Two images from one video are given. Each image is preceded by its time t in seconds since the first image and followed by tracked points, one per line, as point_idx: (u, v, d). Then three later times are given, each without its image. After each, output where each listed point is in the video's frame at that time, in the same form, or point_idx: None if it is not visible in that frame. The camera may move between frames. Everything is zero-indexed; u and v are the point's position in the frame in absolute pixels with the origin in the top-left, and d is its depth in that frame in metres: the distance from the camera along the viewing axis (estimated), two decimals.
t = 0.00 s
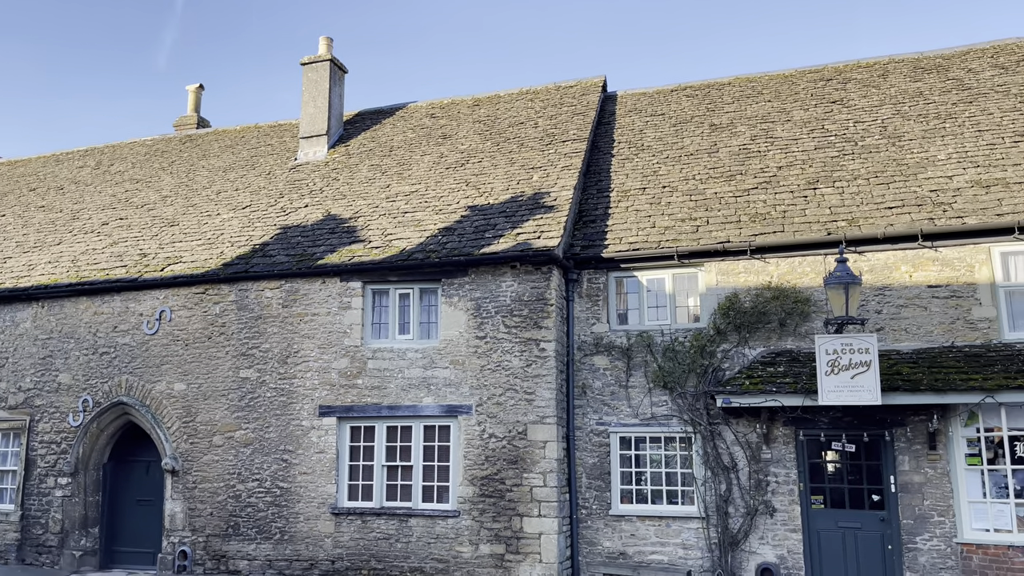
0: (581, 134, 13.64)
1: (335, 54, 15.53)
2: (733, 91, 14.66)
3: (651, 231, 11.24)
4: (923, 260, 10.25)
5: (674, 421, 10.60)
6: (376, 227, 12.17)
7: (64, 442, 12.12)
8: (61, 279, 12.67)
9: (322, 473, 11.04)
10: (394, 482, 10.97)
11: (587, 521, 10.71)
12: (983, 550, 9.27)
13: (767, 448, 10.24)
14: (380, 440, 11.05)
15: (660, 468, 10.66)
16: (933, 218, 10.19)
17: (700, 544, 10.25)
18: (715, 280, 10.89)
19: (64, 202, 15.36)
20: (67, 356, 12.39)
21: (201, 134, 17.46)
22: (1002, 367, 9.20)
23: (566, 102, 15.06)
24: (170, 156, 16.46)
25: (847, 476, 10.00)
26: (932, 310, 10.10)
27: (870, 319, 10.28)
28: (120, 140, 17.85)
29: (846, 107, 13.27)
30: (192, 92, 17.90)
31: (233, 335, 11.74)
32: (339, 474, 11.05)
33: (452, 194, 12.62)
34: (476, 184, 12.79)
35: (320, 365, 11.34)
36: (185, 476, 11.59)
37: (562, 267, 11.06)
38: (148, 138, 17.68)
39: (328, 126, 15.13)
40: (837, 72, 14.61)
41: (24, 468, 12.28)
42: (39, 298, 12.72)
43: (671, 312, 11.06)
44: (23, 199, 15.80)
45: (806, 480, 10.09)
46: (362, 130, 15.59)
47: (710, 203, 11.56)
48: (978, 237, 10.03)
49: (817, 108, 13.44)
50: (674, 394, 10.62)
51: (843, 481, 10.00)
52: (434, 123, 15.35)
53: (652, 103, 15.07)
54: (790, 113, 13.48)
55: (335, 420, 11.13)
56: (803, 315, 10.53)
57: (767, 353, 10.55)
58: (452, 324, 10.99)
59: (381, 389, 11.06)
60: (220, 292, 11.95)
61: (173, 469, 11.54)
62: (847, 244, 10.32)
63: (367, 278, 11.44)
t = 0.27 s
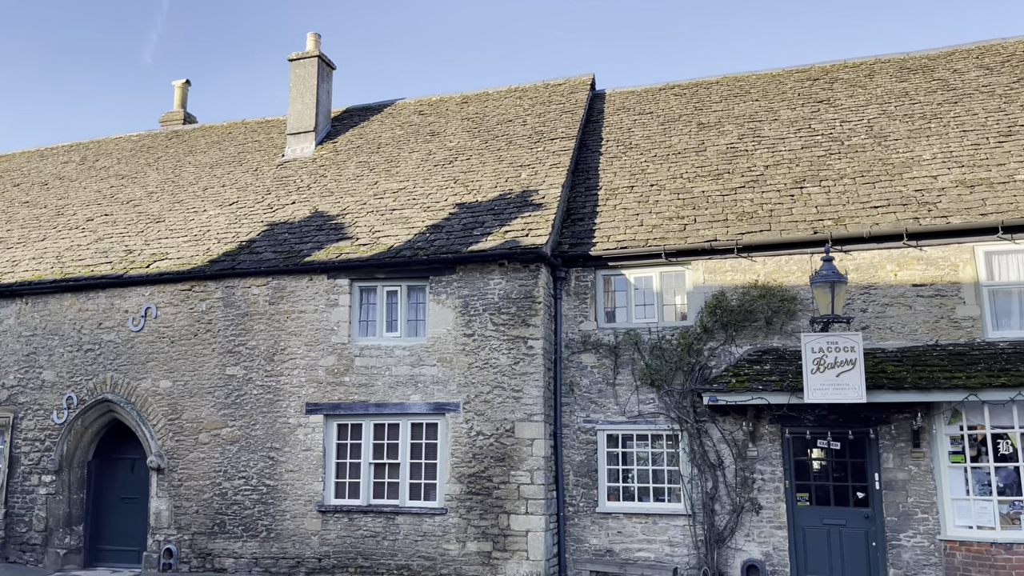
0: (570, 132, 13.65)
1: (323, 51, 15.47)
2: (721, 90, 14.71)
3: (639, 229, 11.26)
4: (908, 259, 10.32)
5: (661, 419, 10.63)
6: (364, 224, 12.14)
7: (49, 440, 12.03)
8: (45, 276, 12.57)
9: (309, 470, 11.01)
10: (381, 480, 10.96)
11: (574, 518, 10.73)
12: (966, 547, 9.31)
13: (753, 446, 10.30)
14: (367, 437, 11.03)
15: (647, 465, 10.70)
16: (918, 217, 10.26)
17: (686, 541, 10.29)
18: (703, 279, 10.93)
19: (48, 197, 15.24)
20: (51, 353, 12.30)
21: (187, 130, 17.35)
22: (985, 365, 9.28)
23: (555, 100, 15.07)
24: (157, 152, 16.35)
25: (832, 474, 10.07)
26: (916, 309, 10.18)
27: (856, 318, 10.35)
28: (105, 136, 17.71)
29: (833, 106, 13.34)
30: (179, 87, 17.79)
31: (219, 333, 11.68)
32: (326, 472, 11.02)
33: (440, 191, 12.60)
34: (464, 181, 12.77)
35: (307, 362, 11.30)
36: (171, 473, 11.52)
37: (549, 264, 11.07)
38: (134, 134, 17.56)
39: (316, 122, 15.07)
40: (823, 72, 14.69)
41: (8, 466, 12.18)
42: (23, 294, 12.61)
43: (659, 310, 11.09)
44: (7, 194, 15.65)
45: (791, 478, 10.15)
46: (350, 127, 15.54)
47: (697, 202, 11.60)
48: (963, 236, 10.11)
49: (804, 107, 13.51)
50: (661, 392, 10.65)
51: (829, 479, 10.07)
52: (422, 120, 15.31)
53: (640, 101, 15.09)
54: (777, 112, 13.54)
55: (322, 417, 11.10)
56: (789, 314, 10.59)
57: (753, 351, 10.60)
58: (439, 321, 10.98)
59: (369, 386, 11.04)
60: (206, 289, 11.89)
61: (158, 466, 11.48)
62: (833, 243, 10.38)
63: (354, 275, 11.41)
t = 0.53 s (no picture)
0: (558, 130, 13.65)
1: (311, 47, 15.40)
2: (709, 89, 14.75)
3: (627, 228, 11.29)
4: (893, 258, 10.39)
5: (648, 417, 10.67)
6: (351, 221, 12.10)
7: (33, 437, 11.94)
8: (29, 272, 12.46)
9: (295, 468, 10.98)
10: (369, 478, 10.93)
11: (562, 516, 10.75)
12: (950, 545, 9.38)
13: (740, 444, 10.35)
14: (355, 435, 11.00)
15: (634, 463, 10.73)
16: (904, 217, 10.34)
17: (672, 539, 10.33)
18: (690, 277, 10.96)
19: (33, 193, 15.11)
20: (35, 350, 12.20)
21: (174, 126, 17.24)
22: (969, 364, 9.37)
23: (543, 98, 15.07)
24: (143, 148, 16.24)
25: (818, 471, 10.13)
26: (901, 308, 10.26)
27: (842, 317, 10.41)
28: (91, 131, 17.57)
29: (820, 106, 13.41)
30: (165, 83, 17.67)
31: (206, 330, 11.62)
32: (313, 470, 10.99)
33: (428, 189, 12.58)
34: (453, 179, 12.76)
35: (294, 360, 11.26)
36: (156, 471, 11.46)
37: (537, 263, 11.08)
38: (120, 129, 17.44)
39: (303, 119, 15.01)
40: (811, 72, 14.77)
41: None
42: (7, 291, 12.50)
43: (646, 308, 11.12)
44: None
45: (777, 476, 10.21)
46: (338, 124, 15.49)
47: (685, 201, 11.64)
48: (947, 236, 10.20)
49: (791, 107, 13.57)
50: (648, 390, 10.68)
51: (814, 477, 10.13)
52: (411, 117, 15.28)
53: (628, 100, 15.12)
54: (765, 111, 13.60)
55: (309, 415, 11.06)
56: (775, 312, 10.64)
57: (739, 349, 10.66)
58: (427, 319, 10.97)
59: (356, 384, 11.01)
60: (192, 286, 11.82)
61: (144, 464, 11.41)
62: (819, 242, 10.44)
63: (342, 273, 11.37)
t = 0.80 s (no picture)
0: (546, 128, 13.66)
1: (299, 44, 15.34)
2: (697, 88, 14.79)
3: (615, 226, 11.31)
4: (879, 258, 10.46)
5: (635, 415, 10.69)
6: (339, 219, 12.06)
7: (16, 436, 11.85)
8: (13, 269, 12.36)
9: (282, 466, 10.94)
10: (356, 476, 10.91)
11: (549, 514, 10.77)
12: (933, 542, 9.46)
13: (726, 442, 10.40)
14: (342, 433, 10.98)
15: (621, 461, 10.76)
16: (889, 216, 10.41)
17: (659, 537, 10.37)
18: (677, 276, 10.99)
19: (16, 189, 14.98)
20: (18, 348, 12.10)
21: (160, 122, 17.13)
22: (952, 362, 9.45)
23: (532, 96, 15.07)
24: (128, 145, 16.13)
25: (803, 469, 10.19)
26: (886, 307, 10.33)
27: (827, 315, 10.48)
28: (76, 127, 17.43)
29: (806, 106, 13.48)
30: (152, 79, 17.55)
31: (192, 328, 11.56)
32: (300, 468, 10.95)
33: (416, 187, 12.56)
34: (440, 177, 12.74)
35: (280, 358, 11.22)
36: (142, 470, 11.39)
37: (525, 261, 11.08)
38: (105, 125, 17.31)
39: (290, 116, 14.94)
40: (798, 71, 14.84)
41: None
42: None
43: (633, 306, 11.15)
44: None
45: (763, 474, 10.26)
46: (325, 121, 15.43)
47: (673, 200, 11.67)
48: (931, 235, 10.27)
49: (778, 107, 13.63)
50: (635, 388, 10.71)
51: (800, 475, 10.19)
52: (399, 115, 15.25)
53: (616, 99, 15.14)
54: (752, 111, 13.66)
55: (295, 413, 11.02)
56: (762, 311, 10.69)
57: (726, 348, 10.70)
58: (414, 317, 10.95)
59: (343, 382, 10.98)
60: (178, 284, 11.75)
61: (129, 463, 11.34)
62: (805, 241, 10.49)
63: (329, 270, 11.34)
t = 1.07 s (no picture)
0: (534, 126, 13.65)
1: (286, 40, 15.26)
2: (684, 87, 14.83)
3: (602, 224, 11.32)
4: (864, 257, 10.52)
5: (622, 413, 10.71)
6: (325, 216, 12.02)
7: None
8: None
9: (267, 464, 10.89)
10: (342, 474, 10.88)
11: (536, 511, 10.78)
12: (916, 539, 9.54)
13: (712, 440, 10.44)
14: (328, 431, 10.94)
15: (608, 459, 10.79)
16: (874, 216, 10.47)
17: (645, 534, 10.40)
18: (664, 274, 11.02)
19: None
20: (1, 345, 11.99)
21: (145, 118, 17.01)
22: (936, 361, 9.52)
23: (520, 94, 15.06)
24: (113, 140, 16.00)
25: (789, 467, 10.25)
26: (871, 306, 10.39)
27: (813, 314, 10.53)
28: (60, 123, 17.28)
29: (793, 105, 13.54)
30: (137, 74, 17.41)
31: (177, 325, 11.48)
32: (286, 466, 10.91)
33: (404, 184, 12.53)
34: (428, 174, 12.71)
35: (266, 356, 11.17)
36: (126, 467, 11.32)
37: (513, 259, 11.07)
38: (90, 121, 17.17)
39: (277, 112, 14.87)
40: (784, 71, 14.90)
41: None
42: None
43: (621, 305, 11.17)
44: None
45: (749, 471, 10.31)
46: (312, 118, 15.36)
47: (660, 198, 11.69)
48: (916, 235, 10.34)
49: (765, 106, 13.69)
50: (622, 386, 10.73)
51: (785, 472, 10.25)
52: (386, 112, 15.21)
53: (604, 97, 15.16)
54: (739, 110, 13.71)
55: (281, 411, 10.98)
56: (748, 309, 10.73)
57: (713, 346, 10.74)
58: (402, 315, 10.92)
59: (330, 380, 10.95)
60: (163, 281, 11.68)
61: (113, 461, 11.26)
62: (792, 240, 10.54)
63: (316, 268, 11.30)
